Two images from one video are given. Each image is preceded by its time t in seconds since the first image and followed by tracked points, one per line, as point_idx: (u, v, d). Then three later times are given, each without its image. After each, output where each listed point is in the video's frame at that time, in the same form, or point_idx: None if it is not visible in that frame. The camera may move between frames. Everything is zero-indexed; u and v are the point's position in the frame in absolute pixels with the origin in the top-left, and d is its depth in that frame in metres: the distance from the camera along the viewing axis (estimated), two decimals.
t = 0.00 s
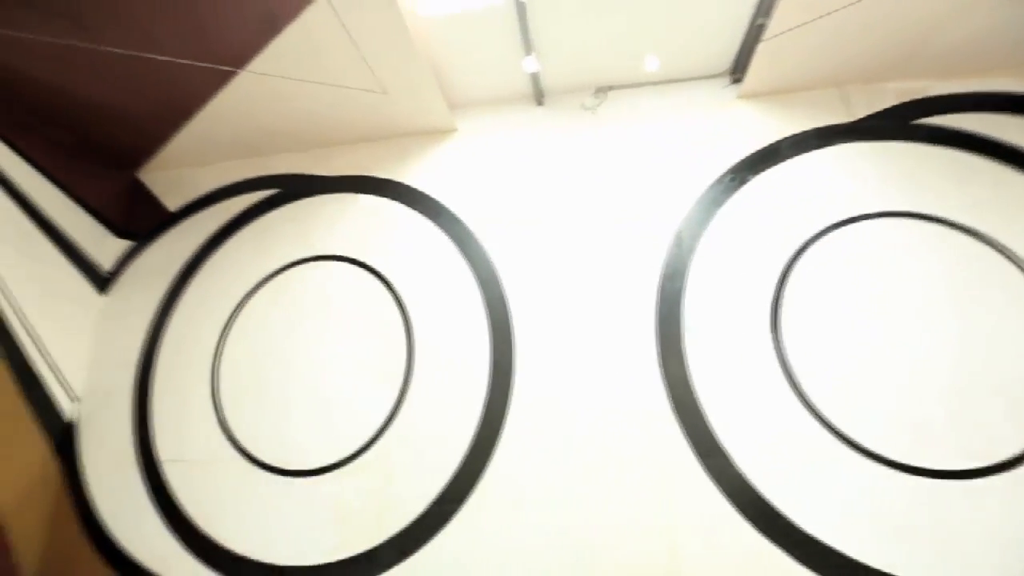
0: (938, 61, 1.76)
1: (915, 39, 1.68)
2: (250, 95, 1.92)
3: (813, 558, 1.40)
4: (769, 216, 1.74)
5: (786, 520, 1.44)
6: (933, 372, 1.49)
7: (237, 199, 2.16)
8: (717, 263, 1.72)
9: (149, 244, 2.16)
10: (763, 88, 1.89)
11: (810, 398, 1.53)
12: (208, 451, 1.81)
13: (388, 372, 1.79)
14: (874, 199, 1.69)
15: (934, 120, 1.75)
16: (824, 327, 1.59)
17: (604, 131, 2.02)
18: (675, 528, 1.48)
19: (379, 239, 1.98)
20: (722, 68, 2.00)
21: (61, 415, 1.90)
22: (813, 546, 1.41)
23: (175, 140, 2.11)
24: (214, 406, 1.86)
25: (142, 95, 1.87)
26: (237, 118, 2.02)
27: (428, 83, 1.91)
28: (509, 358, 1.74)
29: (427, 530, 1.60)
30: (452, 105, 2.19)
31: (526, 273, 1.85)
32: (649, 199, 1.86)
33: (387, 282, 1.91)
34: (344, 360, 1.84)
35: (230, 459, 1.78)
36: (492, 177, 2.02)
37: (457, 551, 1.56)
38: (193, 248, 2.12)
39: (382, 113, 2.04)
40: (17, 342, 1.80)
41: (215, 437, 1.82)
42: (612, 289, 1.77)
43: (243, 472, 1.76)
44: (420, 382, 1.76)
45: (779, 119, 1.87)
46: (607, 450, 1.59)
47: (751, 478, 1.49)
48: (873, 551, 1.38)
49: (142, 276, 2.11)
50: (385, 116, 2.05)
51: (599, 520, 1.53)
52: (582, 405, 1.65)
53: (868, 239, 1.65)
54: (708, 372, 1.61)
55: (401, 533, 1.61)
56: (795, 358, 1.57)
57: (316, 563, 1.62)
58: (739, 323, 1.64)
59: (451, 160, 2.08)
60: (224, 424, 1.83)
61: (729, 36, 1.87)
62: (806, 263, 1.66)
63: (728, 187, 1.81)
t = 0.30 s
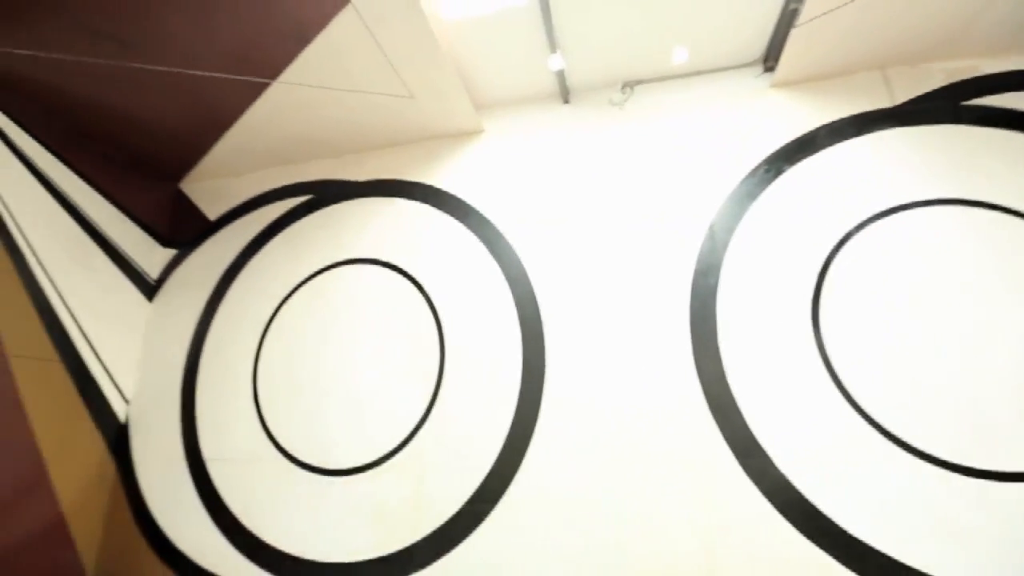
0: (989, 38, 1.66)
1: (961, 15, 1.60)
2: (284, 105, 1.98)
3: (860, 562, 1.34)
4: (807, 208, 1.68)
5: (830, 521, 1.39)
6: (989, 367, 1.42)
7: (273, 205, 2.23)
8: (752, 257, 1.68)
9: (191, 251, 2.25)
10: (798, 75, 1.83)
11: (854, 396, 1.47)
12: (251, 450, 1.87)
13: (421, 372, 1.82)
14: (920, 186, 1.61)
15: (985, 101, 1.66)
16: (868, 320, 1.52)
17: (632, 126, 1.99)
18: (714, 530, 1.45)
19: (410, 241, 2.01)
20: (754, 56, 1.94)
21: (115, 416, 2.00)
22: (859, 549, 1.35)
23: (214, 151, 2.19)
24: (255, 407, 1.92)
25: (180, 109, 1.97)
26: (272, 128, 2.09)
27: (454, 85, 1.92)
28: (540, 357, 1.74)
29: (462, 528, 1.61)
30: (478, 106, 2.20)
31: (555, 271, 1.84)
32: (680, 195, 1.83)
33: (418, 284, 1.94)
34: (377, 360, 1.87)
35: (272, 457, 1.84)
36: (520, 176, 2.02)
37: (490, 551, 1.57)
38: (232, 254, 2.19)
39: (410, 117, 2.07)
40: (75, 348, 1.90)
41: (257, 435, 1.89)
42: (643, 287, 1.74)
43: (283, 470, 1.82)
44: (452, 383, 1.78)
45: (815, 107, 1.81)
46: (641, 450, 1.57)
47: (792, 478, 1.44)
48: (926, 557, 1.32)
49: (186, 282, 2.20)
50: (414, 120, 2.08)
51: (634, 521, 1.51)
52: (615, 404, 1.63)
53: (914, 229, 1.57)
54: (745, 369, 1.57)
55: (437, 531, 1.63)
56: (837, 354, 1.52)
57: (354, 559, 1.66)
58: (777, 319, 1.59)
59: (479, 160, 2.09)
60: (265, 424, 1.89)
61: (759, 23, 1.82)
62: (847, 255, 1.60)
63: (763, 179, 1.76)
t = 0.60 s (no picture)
0: None
1: None
2: (317, 113, 2.03)
3: (913, 568, 1.28)
4: (849, 198, 1.61)
5: (880, 525, 1.33)
6: None
7: (308, 211, 2.30)
8: (791, 250, 1.62)
9: (232, 258, 2.34)
10: (836, 60, 1.76)
11: (904, 393, 1.40)
12: (292, 450, 1.93)
13: (454, 372, 1.84)
14: (972, 171, 1.52)
15: None
16: (918, 314, 1.45)
17: (661, 120, 1.95)
18: (756, 532, 1.40)
19: (440, 242, 2.03)
20: (788, 43, 1.88)
21: (165, 416, 2.09)
22: (913, 554, 1.29)
23: (252, 161, 2.27)
24: (295, 408, 1.98)
25: (218, 120, 2.05)
26: (306, 136, 2.15)
27: (481, 87, 1.93)
28: (572, 356, 1.73)
29: (497, 528, 1.62)
30: (505, 107, 2.21)
31: (586, 270, 1.83)
32: (713, 188, 1.78)
33: (450, 285, 1.95)
34: (411, 361, 1.90)
35: (311, 457, 1.90)
36: (548, 175, 2.01)
37: (524, 552, 1.57)
38: (270, 260, 2.27)
39: (439, 120, 2.09)
40: (128, 352, 2.00)
41: (297, 435, 1.94)
42: (676, 283, 1.71)
43: (322, 469, 1.86)
44: (485, 383, 1.79)
45: (855, 92, 1.73)
46: (678, 450, 1.54)
47: (838, 479, 1.39)
48: (986, 564, 1.25)
49: (229, 288, 2.29)
50: (442, 123, 2.10)
51: (671, 522, 1.48)
52: (650, 403, 1.60)
53: (967, 216, 1.49)
54: (785, 366, 1.52)
55: (472, 530, 1.64)
56: (884, 350, 1.45)
57: (392, 556, 1.69)
58: (819, 314, 1.53)
59: (506, 160, 2.10)
60: (304, 423, 1.95)
61: (793, 8, 1.76)
62: (893, 245, 1.53)
63: (800, 169, 1.70)
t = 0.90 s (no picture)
0: None
1: None
2: (349, 120, 2.08)
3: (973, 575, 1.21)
4: (894, 186, 1.54)
5: (935, 529, 1.26)
6: None
7: (341, 216, 2.35)
8: (831, 242, 1.56)
9: (270, 264, 2.42)
10: (876, 42, 1.69)
11: (958, 389, 1.33)
12: (330, 449, 1.98)
13: (486, 372, 1.85)
14: None
15: None
16: (972, 306, 1.38)
17: (691, 112, 1.91)
18: (800, 535, 1.36)
19: (470, 243, 2.05)
20: (824, 27, 1.81)
21: (211, 417, 2.18)
22: (973, 560, 1.22)
23: (287, 169, 2.35)
24: (333, 408, 2.04)
25: (255, 130, 2.12)
26: (338, 143, 2.20)
27: (508, 88, 1.94)
28: (605, 355, 1.71)
29: (532, 527, 1.62)
30: (532, 106, 2.21)
31: (617, 267, 1.81)
32: (747, 180, 1.73)
33: (480, 286, 1.97)
34: (444, 361, 1.92)
35: (349, 456, 1.94)
36: (577, 173, 2.00)
37: (560, 551, 1.57)
38: (306, 264, 2.33)
39: (466, 122, 2.11)
40: (176, 356, 2.10)
41: (335, 435, 1.99)
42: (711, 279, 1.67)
43: (360, 468, 1.91)
44: (517, 382, 1.79)
45: (899, 75, 1.65)
46: (715, 449, 1.50)
47: (888, 480, 1.33)
48: None
49: (268, 293, 2.37)
50: (470, 125, 2.12)
51: (710, 523, 1.44)
52: (685, 402, 1.57)
53: None
54: (828, 363, 1.46)
55: (508, 529, 1.65)
56: (936, 344, 1.38)
57: (429, 554, 1.71)
58: (863, 307, 1.47)
59: (534, 159, 2.10)
60: (342, 423, 2.00)
61: None
62: (944, 234, 1.45)
63: (840, 157, 1.63)
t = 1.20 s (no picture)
0: None
1: None
2: (379, 126, 2.12)
3: None
4: (944, 172, 1.46)
5: (998, 534, 1.19)
6: None
7: (373, 221, 2.40)
8: (876, 233, 1.49)
9: (306, 268, 2.50)
10: (921, 21, 1.61)
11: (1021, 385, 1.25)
12: (368, 448, 2.02)
13: (518, 372, 1.85)
14: None
15: None
16: None
17: (723, 104, 1.86)
18: (849, 538, 1.30)
19: (501, 244, 2.05)
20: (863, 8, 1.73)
21: (253, 418, 2.27)
22: None
23: (321, 175, 2.41)
24: (369, 408, 2.08)
25: (289, 138, 2.18)
26: (370, 149, 2.25)
27: (534, 87, 1.94)
28: (639, 353, 1.69)
29: (569, 527, 1.61)
30: (559, 104, 2.20)
31: (649, 264, 1.78)
32: (784, 171, 1.67)
33: (511, 286, 1.97)
34: (477, 362, 1.94)
35: (386, 455, 1.98)
36: (606, 170, 1.98)
37: (598, 552, 1.56)
38: (340, 268, 2.39)
39: (494, 123, 2.12)
40: (220, 359, 2.19)
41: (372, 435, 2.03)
42: (747, 274, 1.62)
43: (397, 467, 1.94)
44: (550, 382, 1.79)
45: (946, 54, 1.57)
46: (756, 449, 1.46)
47: (945, 482, 1.26)
48: None
49: (305, 296, 2.44)
50: (497, 125, 2.13)
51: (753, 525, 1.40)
52: (723, 400, 1.53)
53: None
54: (876, 359, 1.40)
55: (544, 529, 1.64)
56: (995, 337, 1.30)
57: (466, 553, 1.72)
58: (913, 300, 1.40)
59: (561, 158, 2.09)
60: (378, 424, 2.04)
61: None
62: (1002, 221, 1.37)
63: (883, 144, 1.56)
